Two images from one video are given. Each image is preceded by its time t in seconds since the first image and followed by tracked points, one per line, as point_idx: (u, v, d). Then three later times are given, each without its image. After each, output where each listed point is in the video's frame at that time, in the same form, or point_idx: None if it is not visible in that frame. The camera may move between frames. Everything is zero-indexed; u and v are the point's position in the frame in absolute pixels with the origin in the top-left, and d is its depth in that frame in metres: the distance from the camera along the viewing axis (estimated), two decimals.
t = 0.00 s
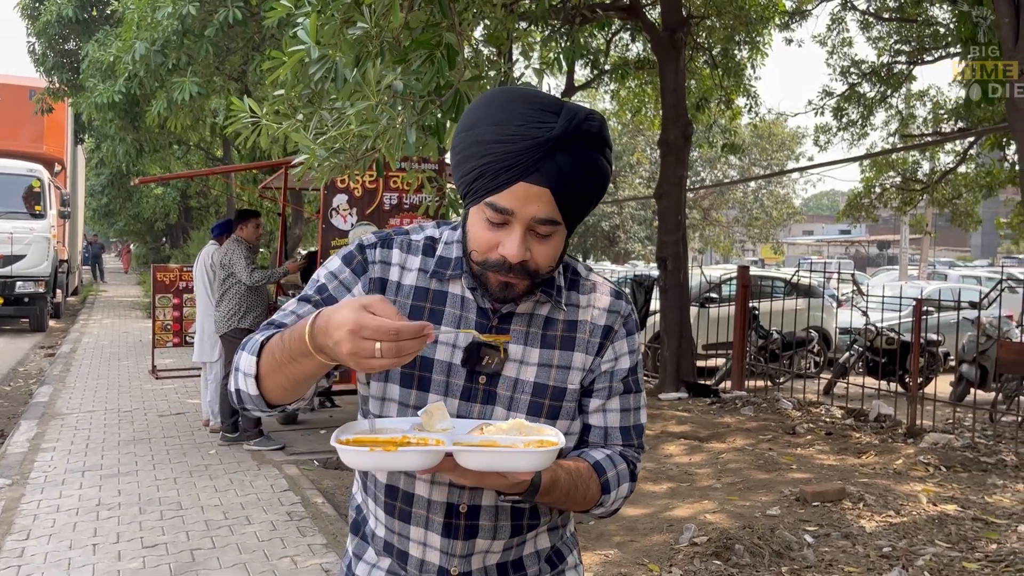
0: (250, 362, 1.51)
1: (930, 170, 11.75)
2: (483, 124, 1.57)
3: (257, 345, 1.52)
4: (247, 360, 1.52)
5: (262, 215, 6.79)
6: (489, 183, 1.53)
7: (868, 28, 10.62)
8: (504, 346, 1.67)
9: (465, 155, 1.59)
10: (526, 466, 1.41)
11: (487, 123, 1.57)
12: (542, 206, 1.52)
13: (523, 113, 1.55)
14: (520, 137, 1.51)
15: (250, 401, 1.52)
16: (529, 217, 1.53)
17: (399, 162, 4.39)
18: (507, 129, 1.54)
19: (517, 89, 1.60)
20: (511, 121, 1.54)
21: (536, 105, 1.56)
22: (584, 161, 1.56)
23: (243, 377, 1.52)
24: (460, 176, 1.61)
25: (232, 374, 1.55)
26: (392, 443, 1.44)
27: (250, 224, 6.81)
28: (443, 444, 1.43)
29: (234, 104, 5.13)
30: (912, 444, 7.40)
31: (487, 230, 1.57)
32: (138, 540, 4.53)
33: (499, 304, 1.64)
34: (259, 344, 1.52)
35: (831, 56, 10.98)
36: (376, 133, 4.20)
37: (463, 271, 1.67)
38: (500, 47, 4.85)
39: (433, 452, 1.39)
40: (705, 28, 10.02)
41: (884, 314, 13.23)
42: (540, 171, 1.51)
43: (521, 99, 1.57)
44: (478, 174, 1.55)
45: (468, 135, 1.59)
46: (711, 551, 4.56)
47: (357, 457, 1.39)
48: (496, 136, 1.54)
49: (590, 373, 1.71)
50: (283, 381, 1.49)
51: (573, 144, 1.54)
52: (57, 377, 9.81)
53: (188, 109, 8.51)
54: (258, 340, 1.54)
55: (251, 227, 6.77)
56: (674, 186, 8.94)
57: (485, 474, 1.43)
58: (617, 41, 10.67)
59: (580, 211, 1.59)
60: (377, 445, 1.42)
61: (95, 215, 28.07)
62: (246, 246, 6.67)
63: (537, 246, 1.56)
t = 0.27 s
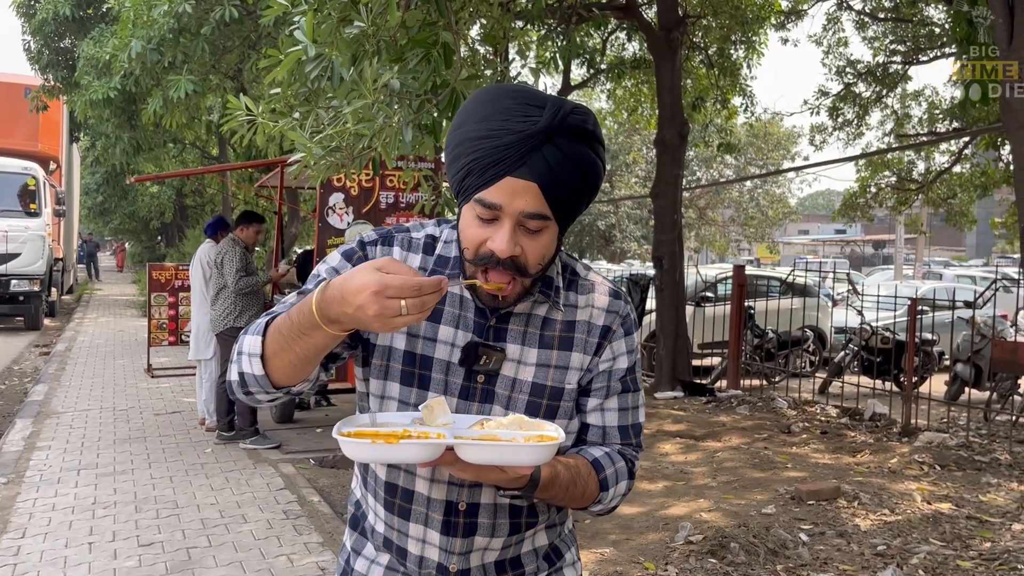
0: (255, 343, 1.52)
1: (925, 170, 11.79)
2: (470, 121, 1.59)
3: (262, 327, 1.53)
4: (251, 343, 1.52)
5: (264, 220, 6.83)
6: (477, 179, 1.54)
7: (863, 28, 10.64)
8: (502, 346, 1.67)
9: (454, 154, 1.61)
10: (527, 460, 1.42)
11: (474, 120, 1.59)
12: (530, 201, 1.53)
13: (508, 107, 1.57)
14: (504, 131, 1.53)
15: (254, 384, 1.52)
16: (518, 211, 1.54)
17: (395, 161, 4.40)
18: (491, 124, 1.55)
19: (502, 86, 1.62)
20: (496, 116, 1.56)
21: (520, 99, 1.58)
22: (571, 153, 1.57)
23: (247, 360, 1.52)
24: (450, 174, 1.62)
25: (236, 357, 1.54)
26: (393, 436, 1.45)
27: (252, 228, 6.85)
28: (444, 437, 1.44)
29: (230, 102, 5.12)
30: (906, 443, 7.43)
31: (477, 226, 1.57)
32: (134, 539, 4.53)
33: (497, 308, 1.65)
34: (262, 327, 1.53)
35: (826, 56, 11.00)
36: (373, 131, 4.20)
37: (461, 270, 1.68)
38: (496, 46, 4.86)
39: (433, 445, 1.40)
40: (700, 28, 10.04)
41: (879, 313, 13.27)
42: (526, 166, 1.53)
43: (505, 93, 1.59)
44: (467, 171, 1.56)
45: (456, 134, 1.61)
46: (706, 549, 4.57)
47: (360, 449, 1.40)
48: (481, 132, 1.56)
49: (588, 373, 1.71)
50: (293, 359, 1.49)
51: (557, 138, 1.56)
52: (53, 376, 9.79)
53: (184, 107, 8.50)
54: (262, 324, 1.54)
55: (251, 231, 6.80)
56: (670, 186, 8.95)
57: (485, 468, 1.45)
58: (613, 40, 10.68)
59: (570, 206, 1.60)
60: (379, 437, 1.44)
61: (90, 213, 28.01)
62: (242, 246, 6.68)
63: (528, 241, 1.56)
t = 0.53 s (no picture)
0: (261, 340, 1.52)
1: (922, 170, 11.79)
2: (456, 124, 1.61)
3: (268, 324, 1.53)
4: (257, 340, 1.52)
5: (263, 220, 6.83)
6: (464, 180, 1.55)
7: (860, 28, 10.65)
8: (505, 343, 1.67)
9: (444, 158, 1.62)
10: (530, 457, 1.43)
11: (459, 123, 1.60)
12: (516, 199, 1.53)
13: (491, 108, 1.58)
14: (486, 131, 1.54)
15: (261, 381, 1.52)
16: (504, 210, 1.53)
17: (393, 160, 4.39)
18: (475, 125, 1.57)
19: (485, 88, 1.64)
20: (480, 117, 1.58)
21: (503, 99, 1.59)
22: (555, 151, 1.56)
23: (254, 357, 1.52)
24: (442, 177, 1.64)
25: (241, 355, 1.54)
26: (397, 432, 1.46)
27: (250, 227, 6.85)
28: (448, 434, 1.45)
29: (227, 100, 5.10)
30: (903, 442, 7.44)
31: (468, 226, 1.58)
32: (130, 537, 4.52)
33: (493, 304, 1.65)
34: (269, 323, 1.53)
35: (823, 56, 11.01)
36: (370, 130, 4.19)
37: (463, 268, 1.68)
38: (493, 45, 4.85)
39: (438, 442, 1.41)
40: (698, 27, 10.04)
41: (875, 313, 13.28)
42: (509, 164, 1.53)
43: (487, 95, 1.60)
44: (455, 172, 1.58)
45: (445, 137, 1.63)
46: (703, 548, 4.58)
47: (365, 445, 1.41)
48: (464, 133, 1.57)
49: (590, 371, 1.71)
50: (300, 356, 1.49)
51: (540, 135, 1.56)
52: (49, 374, 9.77)
53: (180, 105, 8.48)
54: (267, 321, 1.54)
55: (250, 230, 6.80)
56: (667, 185, 8.95)
57: (488, 465, 1.45)
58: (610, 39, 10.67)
59: (560, 205, 1.60)
60: (383, 434, 1.44)
61: (86, 211, 27.95)
62: (240, 245, 6.67)
63: (518, 240, 1.56)
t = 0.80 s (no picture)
0: (261, 345, 1.51)
1: (919, 169, 11.79)
2: (462, 126, 1.60)
3: (268, 329, 1.52)
4: (258, 345, 1.51)
5: (260, 219, 6.81)
6: (471, 182, 1.54)
7: (858, 27, 10.64)
8: (510, 342, 1.67)
9: (449, 159, 1.61)
10: (536, 453, 1.42)
11: (464, 125, 1.60)
12: (523, 201, 1.52)
13: (497, 111, 1.57)
14: (493, 135, 1.53)
15: (262, 386, 1.52)
16: (512, 212, 1.53)
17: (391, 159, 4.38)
18: (481, 127, 1.56)
19: (491, 89, 1.63)
20: (486, 119, 1.57)
21: (509, 102, 1.58)
22: (561, 154, 1.55)
23: (254, 361, 1.52)
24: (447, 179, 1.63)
25: (242, 359, 1.53)
26: (405, 431, 1.45)
27: (248, 226, 6.83)
28: (455, 432, 1.45)
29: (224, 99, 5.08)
30: (899, 441, 7.45)
31: (475, 229, 1.57)
32: (127, 536, 4.51)
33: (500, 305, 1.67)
34: (269, 328, 1.53)
35: (821, 55, 11.00)
36: (369, 129, 4.18)
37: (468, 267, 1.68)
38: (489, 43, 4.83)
39: (446, 440, 1.41)
40: (695, 26, 10.03)
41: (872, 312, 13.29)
42: (517, 167, 1.52)
43: (493, 97, 1.60)
44: (461, 174, 1.57)
45: (450, 138, 1.62)
46: (700, 547, 4.58)
47: (372, 445, 1.42)
48: (470, 136, 1.56)
49: (595, 369, 1.70)
50: (297, 363, 1.48)
51: (547, 138, 1.55)
52: (45, 373, 9.75)
53: (178, 103, 8.46)
54: (268, 325, 1.54)
55: (247, 229, 6.78)
56: (664, 184, 8.95)
57: (495, 463, 1.45)
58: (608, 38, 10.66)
59: (566, 206, 1.59)
60: (390, 433, 1.44)
61: (82, 209, 27.89)
62: (236, 244, 6.66)
63: (524, 242, 1.56)
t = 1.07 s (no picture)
0: (271, 357, 1.51)
1: (915, 168, 11.80)
2: (475, 128, 1.57)
3: (280, 342, 1.51)
4: (266, 357, 1.51)
5: (257, 217, 6.80)
6: (487, 186, 1.52)
7: (855, 26, 10.64)
8: (515, 341, 1.67)
9: (461, 160, 1.58)
10: (548, 458, 1.43)
11: (479, 126, 1.56)
12: (541, 206, 1.52)
13: (515, 114, 1.54)
14: (511, 139, 1.51)
15: (268, 396, 1.52)
16: (529, 217, 1.52)
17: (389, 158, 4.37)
18: (499, 131, 1.53)
19: (506, 89, 1.59)
20: (503, 123, 1.54)
21: (527, 105, 1.55)
22: (579, 160, 1.54)
23: (263, 371, 1.52)
24: (457, 179, 1.60)
25: (252, 368, 1.53)
26: (415, 435, 1.44)
27: (245, 224, 6.83)
28: (466, 437, 1.44)
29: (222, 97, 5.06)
30: (896, 440, 7.45)
31: (492, 232, 1.56)
32: (124, 534, 4.50)
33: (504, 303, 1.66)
34: (281, 341, 1.51)
35: (818, 54, 11.00)
36: (368, 127, 4.17)
37: (472, 266, 1.67)
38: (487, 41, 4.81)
39: (458, 444, 1.40)
40: (693, 25, 10.03)
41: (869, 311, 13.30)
42: (536, 172, 1.51)
43: (510, 100, 1.56)
44: (475, 177, 1.54)
45: (463, 138, 1.58)
46: (697, 546, 4.58)
47: (383, 452, 1.39)
48: (488, 139, 1.53)
49: (598, 367, 1.71)
50: (301, 376, 1.48)
51: (566, 142, 1.53)
52: (41, 371, 9.74)
53: (175, 101, 8.44)
54: (279, 337, 1.53)
55: (245, 227, 6.78)
56: (662, 183, 8.94)
57: (506, 465, 1.45)
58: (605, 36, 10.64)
59: (581, 209, 1.59)
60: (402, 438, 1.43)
61: (79, 207, 27.82)
62: (233, 242, 6.65)
63: (540, 245, 1.56)
